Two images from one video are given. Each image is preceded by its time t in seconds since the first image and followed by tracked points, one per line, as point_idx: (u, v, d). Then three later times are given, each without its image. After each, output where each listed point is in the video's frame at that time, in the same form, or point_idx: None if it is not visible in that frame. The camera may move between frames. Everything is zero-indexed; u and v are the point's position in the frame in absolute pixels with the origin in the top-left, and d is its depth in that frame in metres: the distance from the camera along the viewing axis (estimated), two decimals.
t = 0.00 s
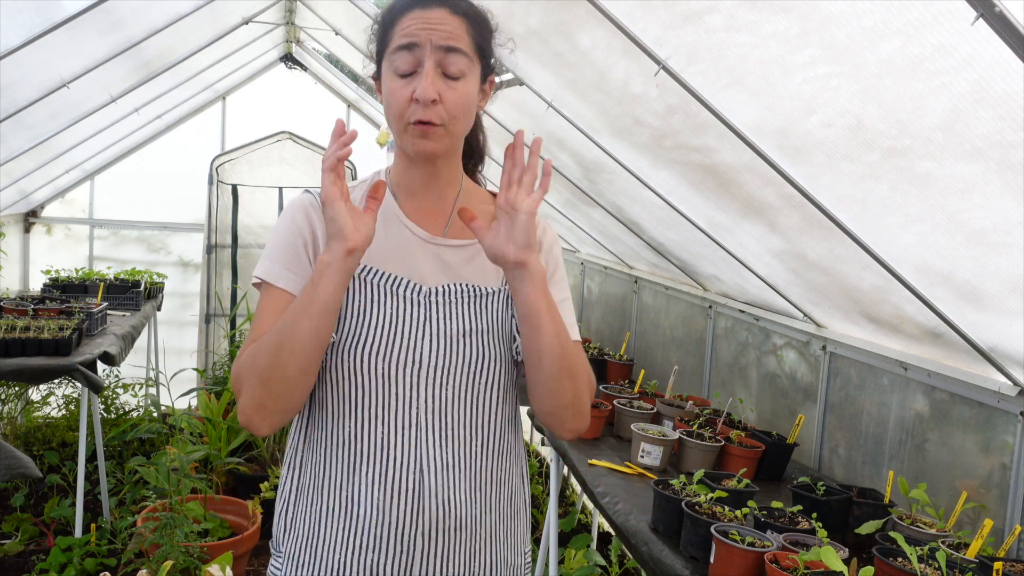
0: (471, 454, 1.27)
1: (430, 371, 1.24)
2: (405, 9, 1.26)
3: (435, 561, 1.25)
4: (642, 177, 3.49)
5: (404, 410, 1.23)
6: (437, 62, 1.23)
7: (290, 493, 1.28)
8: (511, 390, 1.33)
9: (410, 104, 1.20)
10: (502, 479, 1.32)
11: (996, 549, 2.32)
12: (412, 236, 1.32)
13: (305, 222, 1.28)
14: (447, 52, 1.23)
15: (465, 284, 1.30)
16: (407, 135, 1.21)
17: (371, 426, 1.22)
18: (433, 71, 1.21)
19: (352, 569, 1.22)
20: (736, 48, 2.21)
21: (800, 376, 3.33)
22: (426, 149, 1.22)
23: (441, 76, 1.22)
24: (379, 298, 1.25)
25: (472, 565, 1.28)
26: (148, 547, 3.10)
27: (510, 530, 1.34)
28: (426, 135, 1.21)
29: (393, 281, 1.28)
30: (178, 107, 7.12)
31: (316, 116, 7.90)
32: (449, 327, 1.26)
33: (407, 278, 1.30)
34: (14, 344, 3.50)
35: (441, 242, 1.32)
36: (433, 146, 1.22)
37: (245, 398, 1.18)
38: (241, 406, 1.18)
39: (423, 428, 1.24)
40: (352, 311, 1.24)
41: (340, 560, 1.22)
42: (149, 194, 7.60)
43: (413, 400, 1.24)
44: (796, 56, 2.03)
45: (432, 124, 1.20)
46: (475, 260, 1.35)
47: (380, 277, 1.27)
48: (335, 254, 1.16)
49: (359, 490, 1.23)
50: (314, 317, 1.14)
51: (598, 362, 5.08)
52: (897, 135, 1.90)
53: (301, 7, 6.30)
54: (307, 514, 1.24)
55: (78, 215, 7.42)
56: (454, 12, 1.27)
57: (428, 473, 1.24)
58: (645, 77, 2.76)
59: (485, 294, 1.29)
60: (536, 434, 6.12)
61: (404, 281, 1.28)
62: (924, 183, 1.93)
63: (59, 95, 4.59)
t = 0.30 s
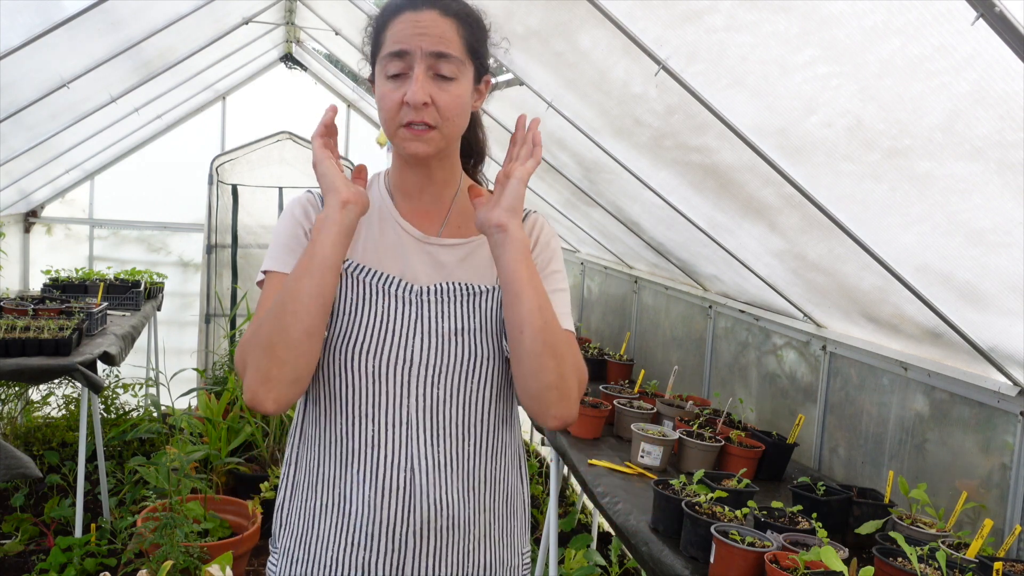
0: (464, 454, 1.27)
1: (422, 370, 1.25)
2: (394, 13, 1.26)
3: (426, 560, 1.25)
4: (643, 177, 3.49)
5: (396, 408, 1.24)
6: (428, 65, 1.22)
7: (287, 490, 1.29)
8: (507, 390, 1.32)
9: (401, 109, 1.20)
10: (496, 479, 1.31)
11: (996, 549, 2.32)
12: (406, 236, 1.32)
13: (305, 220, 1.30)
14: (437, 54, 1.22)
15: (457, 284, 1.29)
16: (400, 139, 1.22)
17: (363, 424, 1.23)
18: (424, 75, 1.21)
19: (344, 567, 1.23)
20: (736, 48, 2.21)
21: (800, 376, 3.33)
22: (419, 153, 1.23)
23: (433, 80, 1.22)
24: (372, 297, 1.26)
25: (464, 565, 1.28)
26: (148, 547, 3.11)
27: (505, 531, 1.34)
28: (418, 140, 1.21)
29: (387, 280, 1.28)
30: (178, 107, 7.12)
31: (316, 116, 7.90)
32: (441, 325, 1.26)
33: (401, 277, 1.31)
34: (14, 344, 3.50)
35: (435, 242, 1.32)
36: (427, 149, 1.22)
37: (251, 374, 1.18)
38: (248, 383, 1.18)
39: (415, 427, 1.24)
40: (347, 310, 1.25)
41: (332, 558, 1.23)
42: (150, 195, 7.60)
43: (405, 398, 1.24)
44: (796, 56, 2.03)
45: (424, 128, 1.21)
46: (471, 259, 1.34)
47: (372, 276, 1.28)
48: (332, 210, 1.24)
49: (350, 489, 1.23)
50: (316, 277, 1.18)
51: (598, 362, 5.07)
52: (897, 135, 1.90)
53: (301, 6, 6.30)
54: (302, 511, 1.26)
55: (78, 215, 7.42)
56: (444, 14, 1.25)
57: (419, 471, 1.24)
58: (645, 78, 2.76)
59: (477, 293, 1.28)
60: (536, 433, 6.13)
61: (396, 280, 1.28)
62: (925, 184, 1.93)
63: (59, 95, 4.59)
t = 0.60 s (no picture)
0: (462, 454, 1.27)
1: (421, 371, 1.25)
2: (392, 16, 1.25)
3: (424, 559, 1.27)
4: (643, 177, 3.49)
5: (394, 409, 1.24)
6: (426, 69, 1.22)
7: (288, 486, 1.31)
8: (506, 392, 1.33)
9: (401, 112, 1.19)
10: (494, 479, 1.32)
11: (996, 549, 2.32)
12: (408, 238, 1.30)
13: (306, 223, 1.28)
14: (435, 57, 1.21)
15: (458, 287, 1.29)
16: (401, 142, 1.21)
17: (362, 424, 1.23)
18: (422, 79, 1.20)
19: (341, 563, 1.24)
20: (736, 48, 2.21)
21: (800, 377, 3.33)
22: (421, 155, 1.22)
23: (432, 83, 1.21)
24: (373, 298, 1.26)
25: (460, 564, 1.29)
26: (148, 546, 3.11)
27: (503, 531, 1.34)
28: (420, 142, 1.21)
29: (387, 280, 1.28)
30: (178, 107, 7.12)
31: (316, 116, 7.90)
32: (441, 327, 1.26)
33: (403, 280, 1.29)
34: (14, 344, 3.50)
35: (437, 245, 1.30)
36: (427, 151, 1.22)
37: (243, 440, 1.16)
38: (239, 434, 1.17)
39: (413, 427, 1.25)
40: (347, 310, 1.25)
41: (332, 554, 1.25)
42: (150, 195, 7.60)
43: (404, 400, 1.24)
44: (796, 56, 2.03)
45: (424, 130, 1.20)
46: (473, 262, 1.32)
47: (372, 277, 1.27)
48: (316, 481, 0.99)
49: (349, 487, 1.25)
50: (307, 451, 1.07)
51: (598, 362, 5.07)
52: (897, 135, 1.90)
53: (301, 6, 6.29)
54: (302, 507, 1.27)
55: (78, 215, 7.42)
56: (442, 15, 1.24)
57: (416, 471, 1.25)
58: (645, 77, 2.76)
59: (478, 296, 1.29)
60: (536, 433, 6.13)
61: (397, 281, 1.28)
62: (925, 183, 1.93)
63: (59, 95, 4.59)
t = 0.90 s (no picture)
0: (461, 456, 1.28)
1: (421, 375, 1.25)
2: (386, 15, 1.23)
3: (423, 559, 1.28)
4: (643, 177, 3.49)
5: (395, 414, 1.24)
6: (419, 70, 1.21)
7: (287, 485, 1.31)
8: (505, 393, 1.34)
9: (393, 114, 1.20)
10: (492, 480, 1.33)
11: (996, 549, 2.32)
12: (409, 239, 1.30)
13: (305, 223, 1.27)
14: (428, 57, 1.21)
15: (459, 289, 1.29)
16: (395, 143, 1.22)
17: (362, 428, 1.24)
18: (415, 80, 1.20)
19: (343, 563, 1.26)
20: (736, 48, 2.21)
21: (800, 377, 3.33)
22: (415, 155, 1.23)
23: (425, 84, 1.21)
24: (372, 302, 1.25)
25: (460, 563, 1.31)
26: (148, 547, 3.11)
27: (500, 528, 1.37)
28: (413, 143, 1.21)
29: (387, 283, 1.27)
30: (178, 107, 7.12)
31: (316, 116, 7.90)
32: (442, 330, 1.26)
33: (404, 281, 1.29)
34: (14, 344, 3.50)
35: (438, 247, 1.30)
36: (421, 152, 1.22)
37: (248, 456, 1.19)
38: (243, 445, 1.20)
39: (413, 430, 1.25)
40: (347, 312, 1.25)
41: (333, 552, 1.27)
42: (150, 194, 7.60)
43: (404, 404, 1.24)
44: (796, 56, 2.03)
45: (418, 132, 1.21)
46: (474, 263, 1.32)
47: (373, 279, 1.27)
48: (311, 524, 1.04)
49: (349, 488, 1.26)
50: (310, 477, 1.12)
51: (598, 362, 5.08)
52: (897, 135, 1.90)
53: (301, 6, 6.29)
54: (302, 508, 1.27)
55: (78, 215, 7.42)
56: (435, 12, 1.22)
57: (417, 475, 1.25)
58: (645, 78, 2.76)
59: (479, 298, 1.29)
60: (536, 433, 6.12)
61: (398, 284, 1.27)
62: (925, 183, 1.93)
63: (59, 96, 4.59)
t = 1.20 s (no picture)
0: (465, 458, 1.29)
1: (427, 377, 1.25)
2: (382, 15, 1.23)
3: (428, 562, 1.28)
4: (643, 177, 3.49)
5: (400, 415, 1.25)
6: (416, 71, 1.21)
7: (290, 490, 1.30)
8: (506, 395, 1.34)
9: (390, 116, 1.20)
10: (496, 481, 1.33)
11: (996, 549, 2.32)
12: (410, 240, 1.30)
13: (303, 222, 1.26)
14: (424, 58, 1.20)
15: (462, 292, 1.30)
16: (392, 145, 1.22)
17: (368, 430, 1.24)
18: (411, 81, 1.20)
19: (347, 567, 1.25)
20: (736, 48, 2.21)
21: (800, 377, 3.33)
22: (412, 157, 1.23)
23: (421, 84, 1.20)
24: (376, 305, 1.26)
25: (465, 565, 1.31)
26: (148, 547, 3.11)
27: (505, 530, 1.37)
28: (409, 145, 1.22)
29: (389, 285, 1.27)
30: (178, 107, 7.12)
31: (316, 116, 7.91)
32: (446, 334, 1.27)
33: (406, 284, 1.29)
34: (14, 344, 3.50)
35: (440, 248, 1.30)
36: (418, 153, 1.23)
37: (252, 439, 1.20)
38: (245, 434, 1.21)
39: (419, 433, 1.26)
40: (352, 316, 1.25)
41: (337, 557, 1.25)
42: (150, 195, 7.60)
43: (409, 406, 1.25)
44: (796, 56, 2.03)
45: (415, 132, 1.21)
46: (476, 265, 1.33)
47: (376, 283, 1.27)
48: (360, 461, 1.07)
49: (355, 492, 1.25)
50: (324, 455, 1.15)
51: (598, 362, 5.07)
52: (897, 135, 1.90)
53: (301, 6, 6.29)
54: (307, 510, 1.27)
55: (78, 215, 7.42)
56: (431, 12, 1.21)
57: (422, 476, 1.26)
58: (645, 78, 2.76)
59: (482, 300, 1.30)
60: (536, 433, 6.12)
61: (401, 288, 1.28)
62: (925, 183, 1.93)
63: (59, 95, 4.59)
